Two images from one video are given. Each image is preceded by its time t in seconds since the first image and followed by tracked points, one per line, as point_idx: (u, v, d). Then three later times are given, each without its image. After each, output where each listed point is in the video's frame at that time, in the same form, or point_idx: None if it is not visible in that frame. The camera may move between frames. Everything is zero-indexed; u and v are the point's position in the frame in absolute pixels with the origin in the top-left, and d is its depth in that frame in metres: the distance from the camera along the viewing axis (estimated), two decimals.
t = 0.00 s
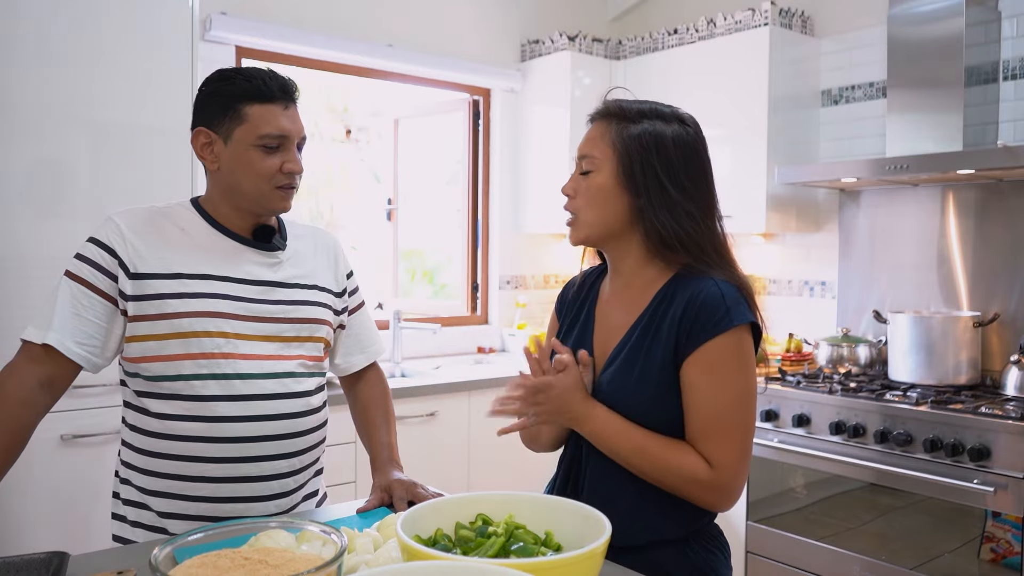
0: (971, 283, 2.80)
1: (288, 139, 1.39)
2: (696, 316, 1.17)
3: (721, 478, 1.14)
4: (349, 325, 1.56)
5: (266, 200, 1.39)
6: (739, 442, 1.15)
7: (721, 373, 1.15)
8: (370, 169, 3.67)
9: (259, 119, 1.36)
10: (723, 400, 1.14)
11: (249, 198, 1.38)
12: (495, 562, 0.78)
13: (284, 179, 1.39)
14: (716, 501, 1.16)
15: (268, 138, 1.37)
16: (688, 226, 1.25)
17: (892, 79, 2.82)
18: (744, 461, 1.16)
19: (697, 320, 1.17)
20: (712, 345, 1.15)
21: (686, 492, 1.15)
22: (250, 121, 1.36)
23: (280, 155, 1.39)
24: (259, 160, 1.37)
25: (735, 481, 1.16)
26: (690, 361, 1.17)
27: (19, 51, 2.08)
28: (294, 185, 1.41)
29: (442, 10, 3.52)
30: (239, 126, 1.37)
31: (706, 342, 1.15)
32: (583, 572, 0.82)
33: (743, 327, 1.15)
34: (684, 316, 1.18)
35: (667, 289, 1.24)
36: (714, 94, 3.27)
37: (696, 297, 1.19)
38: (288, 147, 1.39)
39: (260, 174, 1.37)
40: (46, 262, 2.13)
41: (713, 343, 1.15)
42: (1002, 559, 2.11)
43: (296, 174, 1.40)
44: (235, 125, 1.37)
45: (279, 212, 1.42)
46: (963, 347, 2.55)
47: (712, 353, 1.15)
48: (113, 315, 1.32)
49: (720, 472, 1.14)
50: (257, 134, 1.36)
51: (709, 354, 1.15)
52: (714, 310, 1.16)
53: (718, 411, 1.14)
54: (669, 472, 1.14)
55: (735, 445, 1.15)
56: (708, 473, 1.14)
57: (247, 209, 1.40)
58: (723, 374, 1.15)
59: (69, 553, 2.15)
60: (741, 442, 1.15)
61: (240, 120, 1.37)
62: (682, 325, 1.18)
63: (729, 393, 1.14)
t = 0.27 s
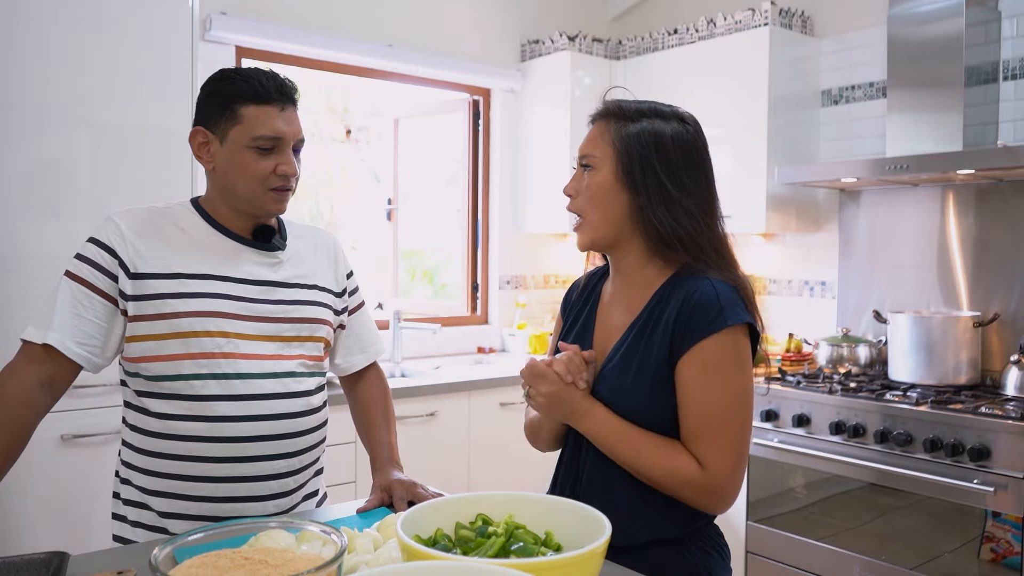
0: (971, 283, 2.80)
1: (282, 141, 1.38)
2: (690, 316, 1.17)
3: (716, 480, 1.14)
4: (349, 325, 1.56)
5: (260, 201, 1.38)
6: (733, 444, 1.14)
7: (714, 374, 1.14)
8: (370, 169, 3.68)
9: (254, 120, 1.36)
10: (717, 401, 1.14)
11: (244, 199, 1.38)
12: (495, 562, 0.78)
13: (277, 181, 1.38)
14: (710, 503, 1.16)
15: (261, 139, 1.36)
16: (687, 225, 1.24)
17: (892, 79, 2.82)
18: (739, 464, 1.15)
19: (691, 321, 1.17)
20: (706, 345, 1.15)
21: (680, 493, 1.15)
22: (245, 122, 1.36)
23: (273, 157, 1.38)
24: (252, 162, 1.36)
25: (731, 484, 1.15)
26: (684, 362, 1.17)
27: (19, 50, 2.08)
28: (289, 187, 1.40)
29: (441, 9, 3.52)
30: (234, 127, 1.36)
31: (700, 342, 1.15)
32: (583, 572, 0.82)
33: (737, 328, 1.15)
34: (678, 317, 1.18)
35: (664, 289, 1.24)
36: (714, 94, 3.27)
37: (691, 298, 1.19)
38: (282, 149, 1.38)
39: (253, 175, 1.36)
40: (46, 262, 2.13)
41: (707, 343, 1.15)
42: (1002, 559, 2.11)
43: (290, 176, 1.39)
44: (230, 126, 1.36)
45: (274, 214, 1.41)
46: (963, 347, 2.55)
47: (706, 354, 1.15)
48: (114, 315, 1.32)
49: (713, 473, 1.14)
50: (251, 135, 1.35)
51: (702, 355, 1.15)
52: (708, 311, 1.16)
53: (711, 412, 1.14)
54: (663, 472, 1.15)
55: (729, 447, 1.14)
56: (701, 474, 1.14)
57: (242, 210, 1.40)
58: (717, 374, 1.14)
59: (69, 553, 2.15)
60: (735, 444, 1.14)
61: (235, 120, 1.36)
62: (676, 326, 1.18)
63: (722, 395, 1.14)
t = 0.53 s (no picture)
0: (971, 283, 2.80)
1: (278, 144, 1.36)
2: (697, 318, 1.17)
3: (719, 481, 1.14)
4: (349, 325, 1.56)
5: (255, 205, 1.37)
6: (737, 446, 1.14)
7: (720, 376, 1.14)
8: (370, 169, 3.68)
9: (250, 123, 1.34)
10: (722, 403, 1.14)
11: (239, 201, 1.37)
12: (495, 562, 0.78)
13: (272, 185, 1.36)
14: (713, 504, 1.16)
15: (257, 142, 1.35)
16: (691, 222, 1.24)
17: (892, 79, 2.82)
18: (743, 465, 1.15)
19: (698, 322, 1.17)
20: (713, 347, 1.15)
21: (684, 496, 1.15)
22: (241, 124, 1.34)
23: (269, 160, 1.36)
24: (247, 165, 1.35)
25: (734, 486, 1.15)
26: (690, 363, 1.17)
27: (19, 51, 2.08)
28: (285, 191, 1.38)
29: (441, 9, 3.52)
30: (231, 129, 1.35)
31: (706, 344, 1.15)
32: (583, 572, 0.82)
33: (745, 330, 1.15)
34: (685, 318, 1.18)
35: (670, 290, 1.24)
36: (714, 94, 3.27)
37: (697, 299, 1.18)
38: (278, 152, 1.37)
39: (249, 179, 1.35)
40: (46, 262, 2.13)
41: (714, 345, 1.15)
42: (1002, 559, 2.11)
43: (286, 180, 1.37)
44: (228, 128, 1.35)
45: (269, 217, 1.40)
46: (963, 347, 2.55)
47: (713, 356, 1.15)
48: (113, 315, 1.32)
49: (717, 475, 1.14)
50: (246, 138, 1.34)
51: (709, 356, 1.15)
52: (715, 313, 1.16)
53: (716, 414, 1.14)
54: (666, 475, 1.15)
55: (733, 449, 1.14)
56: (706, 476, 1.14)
57: (238, 212, 1.39)
58: (723, 377, 1.14)
59: (69, 553, 2.15)
60: (739, 447, 1.14)
61: (231, 122, 1.35)
62: (683, 327, 1.18)
63: (728, 397, 1.14)
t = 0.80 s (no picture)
0: (971, 283, 2.80)
1: (276, 149, 1.35)
2: (715, 330, 1.17)
3: (718, 495, 1.14)
4: (349, 326, 1.56)
5: (252, 209, 1.36)
6: (740, 462, 1.15)
7: (732, 390, 1.15)
8: (370, 169, 3.68)
9: (248, 127, 1.34)
10: (732, 417, 1.14)
11: (237, 205, 1.37)
12: (495, 562, 0.78)
13: (270, 190, 1.36)
14: (710, 517, 1.16)
15: (255, 147, 1.34)
16: (706, 226, 1.25)
17: (892, 79, 2.82)
18: (742, 481, 1.16)
19: (717, 335, 1.17)
20: (729, 361, 1.15)
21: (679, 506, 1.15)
22: (239, 128, 1.34)
23: (267, 165, 1.36)
24: (245, 169, 1.35)
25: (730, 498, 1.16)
26: (703, 373, 1.17)
27: (19, 51, 2.08)
28: (282, 196, 1.38)
29: (441, 9, 3.52)
30: (229, 133, 1.34)
31: (722, 357, 1.15)
32: (583, 572, 0.82)
33: (763, 348, 1.16)
34: (702, 329, 1.19)
35: (688, 300, 1.24)
36: (714, 94, 3.27)
37: (717, 312, 1.19)
38: (277, 157, 1.36)
39: (247, 183, 1.35)
40: (45, 262, 2.13)
41: (733, 360, 1.15)
42: (1002, 559, 2.11)
43: (283, 185, 1.37)
44: (227, 131, 1.35)
45: (267, 221, 1.39)
46: (963, 348, 2.55)
47: (728, 370, 1.15)
48: (113, 316, 1.32)
49: (716, 487, 1.14)
50: (244, 143, 1.34)
51: (724, 369, 1.15)
52: (734, 327, 1.16)
53: (724, 427, 1.14)
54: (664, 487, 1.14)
55: (739, 464, 1.15)
56: (706, 488, 1.14)
57: (237, 216, 1.39)
58: (737, 393, 1.15)
59: (69, 553, 2.15)
60: (744, 463, 1.15)
61: (230, 126, 1.34)
62: (699, 337, 1.19)
63: (738, 411, 1.14)
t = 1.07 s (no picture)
0: (971, 283, 2.80)
1: (276, 148, 1.35)
2: (710, 319, 1.18)
3: (727, 489, 1.13)
4: (349, 326, 1.56)
5: (251, 207, 1.36)
6: (740, 452, 1.14)
7: (729, 378, 1.15)
8: (370, 169, 3.68)
9: (248, 125, 1.34)
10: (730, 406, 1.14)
11: (236, 204, 1.37)
12: (495, 562, 0.78)
13: (268, 188, 1.36)
14: (720, 514, 1.14)
15: (254, 145, 1.34)
16: (703, 221, 1.25)
17: (892, 79, 2.82)
18: (747, 476, 1.15)
19: (712, 324, 1.17)
20: (725, 348, 1.15)
21: (678, 502, 1.14)
22: (239, 126, 1.34)
23: (266, 163, 1.36)
24: (244, 167, 1.35)
25: (744, 493, 1.14)
26: (701, 362, 1.17)
27: (18, 50, 2.08)
28: (281, 195, 1.38)
29: (441, 9, 3.52)
30: (229, 131, 1.34)
31: (718, 344, 1.16)
32: (583, 572, 0.82)
33: (756, 334, 1.16)
34: (698, 320, 1.19)
35: (683, 292, 1.24)
36: (714, 94, 3.27)
37: (712, 302, 1.19)
38: (276, 156, 1.36)
39: (247, 182, 1.35)
40: (45, 262, 2.13)
41: (725, 347, 1.15)
42: (1002, 559, 2.11)
43: (282, 184, 1.37)
44: (227, 129, 1.34)
45: (265, 220, 1.39)
46: (963, 348, 2.55)
47: (724, 357, 1.15)
48: (113, 316, 1.32)
49: (716, 481, 1.13)
50: (244, 141, 1.34)
51: (720, 357, 1.16)
52: (729, 315, 1.17)
53: (724, 417, 1.14)
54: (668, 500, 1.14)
55: (741, 455, 1.14)
56: (703, 481, 1.14)
57: (236, 214, 1.39)
58: (735, 381, 1.15)
59: (69, 553, 2.15)
60: (746, 453, 1.14)
61: (230, 124, 1.34)
62: (696, 328, 1.19)
63: (737, 400, 1.14)
